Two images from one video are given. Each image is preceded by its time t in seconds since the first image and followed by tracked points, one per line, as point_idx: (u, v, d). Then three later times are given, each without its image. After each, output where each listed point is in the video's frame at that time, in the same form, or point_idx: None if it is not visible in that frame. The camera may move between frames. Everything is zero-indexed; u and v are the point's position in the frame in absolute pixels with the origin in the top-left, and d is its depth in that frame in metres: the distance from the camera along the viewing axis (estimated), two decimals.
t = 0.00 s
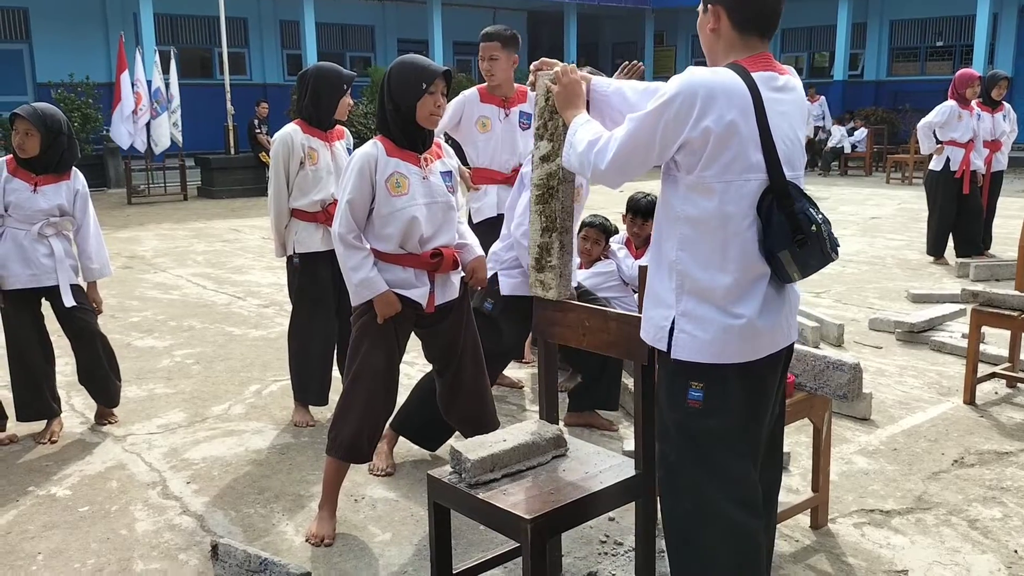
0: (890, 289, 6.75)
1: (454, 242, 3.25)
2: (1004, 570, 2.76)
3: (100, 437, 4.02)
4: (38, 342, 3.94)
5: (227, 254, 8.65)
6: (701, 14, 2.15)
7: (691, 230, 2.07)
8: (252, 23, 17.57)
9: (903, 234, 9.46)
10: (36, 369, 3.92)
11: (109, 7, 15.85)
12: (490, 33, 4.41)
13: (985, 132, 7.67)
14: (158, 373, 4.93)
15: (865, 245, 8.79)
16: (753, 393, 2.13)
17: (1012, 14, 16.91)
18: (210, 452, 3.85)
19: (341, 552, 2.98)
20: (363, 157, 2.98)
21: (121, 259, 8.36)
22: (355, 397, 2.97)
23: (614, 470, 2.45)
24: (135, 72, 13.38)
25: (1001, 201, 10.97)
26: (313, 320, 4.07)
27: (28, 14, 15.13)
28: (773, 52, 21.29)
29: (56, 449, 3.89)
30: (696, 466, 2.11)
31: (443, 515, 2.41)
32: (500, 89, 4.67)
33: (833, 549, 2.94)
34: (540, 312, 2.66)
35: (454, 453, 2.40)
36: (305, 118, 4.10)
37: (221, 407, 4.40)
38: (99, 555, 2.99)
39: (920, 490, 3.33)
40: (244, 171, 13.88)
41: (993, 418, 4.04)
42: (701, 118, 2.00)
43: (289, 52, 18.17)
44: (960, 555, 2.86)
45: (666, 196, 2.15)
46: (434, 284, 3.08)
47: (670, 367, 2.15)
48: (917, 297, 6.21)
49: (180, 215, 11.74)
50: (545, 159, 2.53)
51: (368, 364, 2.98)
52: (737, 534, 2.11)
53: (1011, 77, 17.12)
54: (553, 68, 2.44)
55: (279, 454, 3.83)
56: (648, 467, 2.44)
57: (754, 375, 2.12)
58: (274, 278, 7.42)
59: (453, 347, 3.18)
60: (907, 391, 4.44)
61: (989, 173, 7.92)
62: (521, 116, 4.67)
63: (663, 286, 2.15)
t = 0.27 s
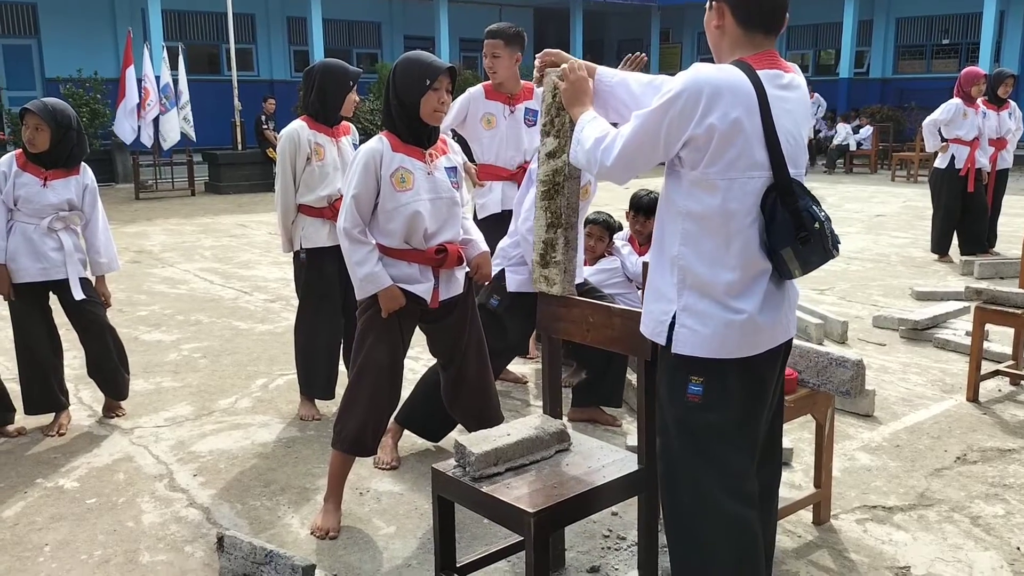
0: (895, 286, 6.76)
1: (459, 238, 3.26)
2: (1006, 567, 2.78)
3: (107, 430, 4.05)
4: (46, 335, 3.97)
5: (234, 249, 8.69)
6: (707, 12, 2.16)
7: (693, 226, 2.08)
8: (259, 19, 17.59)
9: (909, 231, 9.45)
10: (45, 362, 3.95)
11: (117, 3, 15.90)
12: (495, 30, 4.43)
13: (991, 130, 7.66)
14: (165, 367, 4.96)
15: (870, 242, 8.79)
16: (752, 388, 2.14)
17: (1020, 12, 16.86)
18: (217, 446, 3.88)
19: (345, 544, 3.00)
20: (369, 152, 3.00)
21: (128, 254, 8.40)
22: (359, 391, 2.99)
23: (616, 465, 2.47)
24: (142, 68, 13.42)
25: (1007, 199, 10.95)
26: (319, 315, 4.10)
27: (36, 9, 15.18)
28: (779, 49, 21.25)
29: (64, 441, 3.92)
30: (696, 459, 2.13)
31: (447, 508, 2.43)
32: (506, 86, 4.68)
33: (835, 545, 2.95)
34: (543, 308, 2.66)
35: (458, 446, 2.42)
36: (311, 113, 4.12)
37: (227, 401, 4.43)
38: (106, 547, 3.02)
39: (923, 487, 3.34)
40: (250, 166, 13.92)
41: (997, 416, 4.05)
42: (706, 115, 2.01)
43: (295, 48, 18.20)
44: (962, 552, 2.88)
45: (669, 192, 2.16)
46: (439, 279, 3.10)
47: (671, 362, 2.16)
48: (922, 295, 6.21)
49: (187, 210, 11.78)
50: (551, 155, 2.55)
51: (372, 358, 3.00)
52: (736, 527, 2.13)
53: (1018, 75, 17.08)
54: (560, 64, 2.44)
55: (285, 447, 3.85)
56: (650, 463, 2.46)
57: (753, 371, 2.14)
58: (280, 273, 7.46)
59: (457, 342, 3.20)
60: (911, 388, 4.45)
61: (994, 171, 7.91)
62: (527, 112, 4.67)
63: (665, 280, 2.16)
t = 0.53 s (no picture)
0: (901, 285, 6.75)
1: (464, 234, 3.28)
2: (1008, 565, 2.79)
3: (115, 423, 4.08)
4: (55, 329, 4.01)
5: (241, 244, 8.73)
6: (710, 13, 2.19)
7: (697, 223, 2.10)
8: (267, 15, 17.63)
9: (916, 230, 9.44)
10: (53, 356, 3.99)
11: None
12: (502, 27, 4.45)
13: (998, 129, 7.64)
14: (172, 361, 5.00)
15: (877, 240, 8.78)
16: (753, 384, 2.16)
17: None
18: (223, 439, 3.91)
19: (350, 538, 3.03)
20: (374, 148, 3.02)
21: (137, 249, 8.44)
22: (364, 385, 3.01)
23: (619, 460, 2.49)
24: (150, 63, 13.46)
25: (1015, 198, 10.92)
26: (325, 310, 4.12)
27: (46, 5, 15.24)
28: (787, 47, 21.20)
29: (72, 434, 3.96)
30: (697, 453, 2.14)
31: (451, 502, 2.45)
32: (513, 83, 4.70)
33: (837, 542, 2.96)
34: (547, 304, 2.68)
35: (462, 441, 2.44)
36: (318, 109, 4.14)
37: (234, 395, 4.46)
38: (113, 539, 3.05)
39: (926, 485, 3.35)
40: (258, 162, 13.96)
41: (1001, 414, 4.05)
42: (711, 114, 2.02)
43: (303, 44, 18.23)
44: (964, 549, 2.89)
45: (674, 188, 2.17)
46: (444, 275, 3.12)
47: (673, 357, 2.17)
48: (928, 293, 6.21)
49: (195, 205, 11.83)
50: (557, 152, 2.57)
51: (377, 352, 3.02)
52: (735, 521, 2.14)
53: None
54: (566, 61, 2.45)
55: (291, 441, 3.88)
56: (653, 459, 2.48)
57: (755, 367, 2.15)
58: (287, 268, 7.49)
59: (462, 338, 3.21)
60: (915, 386, 4.45)
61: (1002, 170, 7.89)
62: (532, 109, 4.70)
63: (667, 276, 2.18)
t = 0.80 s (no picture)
0: (907, 285, 6.74)
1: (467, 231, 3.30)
2: (1009, 565, 2.79)
3: (122, 417, 4.12)
4: (62, 323, 4.04)
5: (249, 240, 8.76)
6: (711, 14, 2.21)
7: (702, 220, 2.11)
8: (276, 13, 17.66)
9: (923, 230, 9.42)
10: (61, 350, 4.02)
11: None
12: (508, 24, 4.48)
13: (1006, 129, 7.61)
14: (179, 356, 5.03)
15: (884, 241, 8.76)
16: (756, 381, 2.17)
17: None
18: (228, 434, 3.94)
19: (354, 532, 3.05)
20: (379, 145, 3.04)
21: (145, 244, 8.49)
22: (368, 380, 3.03)
23: (620, 457, 2.50)
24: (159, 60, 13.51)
25: None
26: (330, 306, 4.14)
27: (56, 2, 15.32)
28: (796, 46, 21.14)
29: (79, 427, 3.99)
30: (701, 450, 2.15)
31: (453, 497, 2.47)
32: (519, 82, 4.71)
33: (838, 540, 2.97)
34: (550, 301, 2.71)
35: (464, 437, 2.46)
36: (324, 106, 4.16)
37: (239, 390, 4.49)
38: (119, 531, 3.08)
39: (928, 485, 3.35)
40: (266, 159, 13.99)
41: (1005, 415, 4.05)
42: (716, 112, 2.03)
43: (311, 42, 18.27)
44: (965, 549, 2.89)
45: (678, 187, 2.19)
46: (447, 271, 3.14)
47: (678, 355, 2.18)
48: (933, 294, 6.20)
49: (203, 201, 11.88)
50: (561, 150, 2.58)
51: (381, 347, 3.04)
52: (738, 517, 2.16)
53: None
54: (571, 60, 2.46)
55: (295, 436, 3.91)
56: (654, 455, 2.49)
57: (759, 364, 2.17)
58: (293, 265, 7.52)
59: (465, 334, 3.23)
60: (919, 387, 4.45)
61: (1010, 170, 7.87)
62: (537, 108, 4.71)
63: (672, 274, 2.19)
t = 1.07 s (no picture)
0: (913, 287, 6.74)
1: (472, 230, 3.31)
2: (1010, 567, 2.80)
3: (129, 412, 4.15)
4: (71, 318, 4.07)
5: (257, 238, 8.80)
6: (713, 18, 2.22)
7: (707, 219, 2.12)
8: (286, 11, 17.71)
9: (930, 233, 9.40)
10: (69, 345, 4.05)
11: None
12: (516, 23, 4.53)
13: (1014, 132, 7.59)
14: (186, 352, 5.06)
15: (891, 243, 8.75)
16: (762, 380, 2.18)
17: None
18: (234, 429, 3.96)
19: (357, 528, 3.07)
20: (385, 144, 3.06)
21: (153, 241, 8.54)
22: (373, 376, 3.05)
23: (623, 455, 2.52)
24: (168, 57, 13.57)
25: None
26: (335, 304, 4.16)
27: None
28: (806, 48, 21.09)
29: (86, 422, 4.02)
30: (706, 449, 2.16)
31: (456, 494, 2.49)
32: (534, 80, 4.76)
33: (840, 541, 2.98)
34: (555, 300, 2.73)
35: (468, 434, 2.47)
36: (328, 104, 4.19)
37: (245, 386, 4.52)
38: (125, 525, 3.10)
39: (931, 486, 3.36)
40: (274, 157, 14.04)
41: (1009, 418, 4.05)
42: (719, 111, 2.05)
43: (320, 41, 18.32)
44: (967, 550, 2.90)
45: (683, 186, 2.20)
46: (452, 269, 3.15)
47: (683, 354, 2.20)
48: (939, 296, 6.19)
49: (211, 199, 11.93)
50: (566, 150, 2.59)
51: (386, 343, 3.06)
52: (742, 517, 2.17)
53: None
54: (576, 61, 2.48)
55: (301, 433, 3.93)
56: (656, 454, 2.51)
57: (764, 363, 2.17)
58: (300, 263, 7.55)
59: (470, 331, 3.24)
60: (924, 389, 4.45)
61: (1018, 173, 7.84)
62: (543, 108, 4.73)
63: (678, 274, 2.20)
